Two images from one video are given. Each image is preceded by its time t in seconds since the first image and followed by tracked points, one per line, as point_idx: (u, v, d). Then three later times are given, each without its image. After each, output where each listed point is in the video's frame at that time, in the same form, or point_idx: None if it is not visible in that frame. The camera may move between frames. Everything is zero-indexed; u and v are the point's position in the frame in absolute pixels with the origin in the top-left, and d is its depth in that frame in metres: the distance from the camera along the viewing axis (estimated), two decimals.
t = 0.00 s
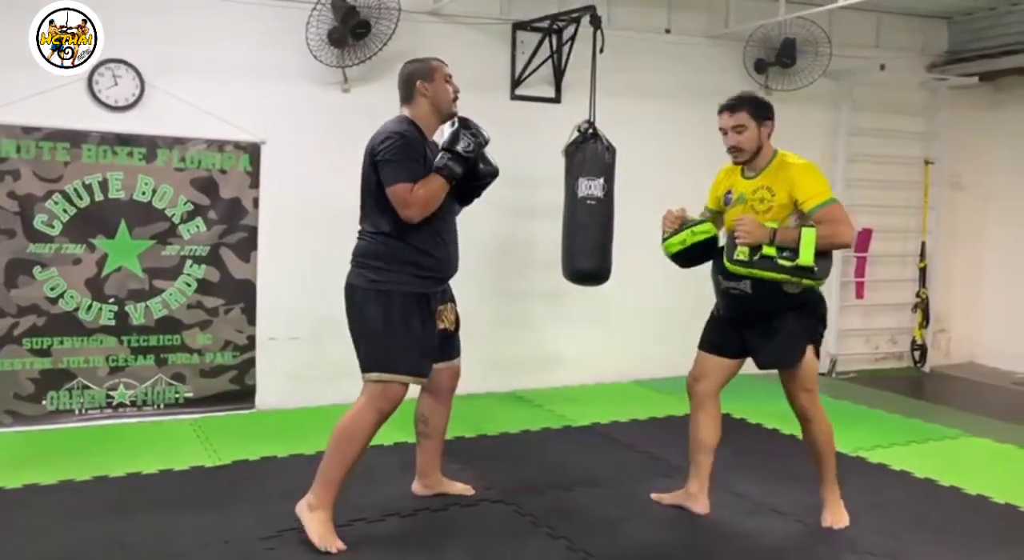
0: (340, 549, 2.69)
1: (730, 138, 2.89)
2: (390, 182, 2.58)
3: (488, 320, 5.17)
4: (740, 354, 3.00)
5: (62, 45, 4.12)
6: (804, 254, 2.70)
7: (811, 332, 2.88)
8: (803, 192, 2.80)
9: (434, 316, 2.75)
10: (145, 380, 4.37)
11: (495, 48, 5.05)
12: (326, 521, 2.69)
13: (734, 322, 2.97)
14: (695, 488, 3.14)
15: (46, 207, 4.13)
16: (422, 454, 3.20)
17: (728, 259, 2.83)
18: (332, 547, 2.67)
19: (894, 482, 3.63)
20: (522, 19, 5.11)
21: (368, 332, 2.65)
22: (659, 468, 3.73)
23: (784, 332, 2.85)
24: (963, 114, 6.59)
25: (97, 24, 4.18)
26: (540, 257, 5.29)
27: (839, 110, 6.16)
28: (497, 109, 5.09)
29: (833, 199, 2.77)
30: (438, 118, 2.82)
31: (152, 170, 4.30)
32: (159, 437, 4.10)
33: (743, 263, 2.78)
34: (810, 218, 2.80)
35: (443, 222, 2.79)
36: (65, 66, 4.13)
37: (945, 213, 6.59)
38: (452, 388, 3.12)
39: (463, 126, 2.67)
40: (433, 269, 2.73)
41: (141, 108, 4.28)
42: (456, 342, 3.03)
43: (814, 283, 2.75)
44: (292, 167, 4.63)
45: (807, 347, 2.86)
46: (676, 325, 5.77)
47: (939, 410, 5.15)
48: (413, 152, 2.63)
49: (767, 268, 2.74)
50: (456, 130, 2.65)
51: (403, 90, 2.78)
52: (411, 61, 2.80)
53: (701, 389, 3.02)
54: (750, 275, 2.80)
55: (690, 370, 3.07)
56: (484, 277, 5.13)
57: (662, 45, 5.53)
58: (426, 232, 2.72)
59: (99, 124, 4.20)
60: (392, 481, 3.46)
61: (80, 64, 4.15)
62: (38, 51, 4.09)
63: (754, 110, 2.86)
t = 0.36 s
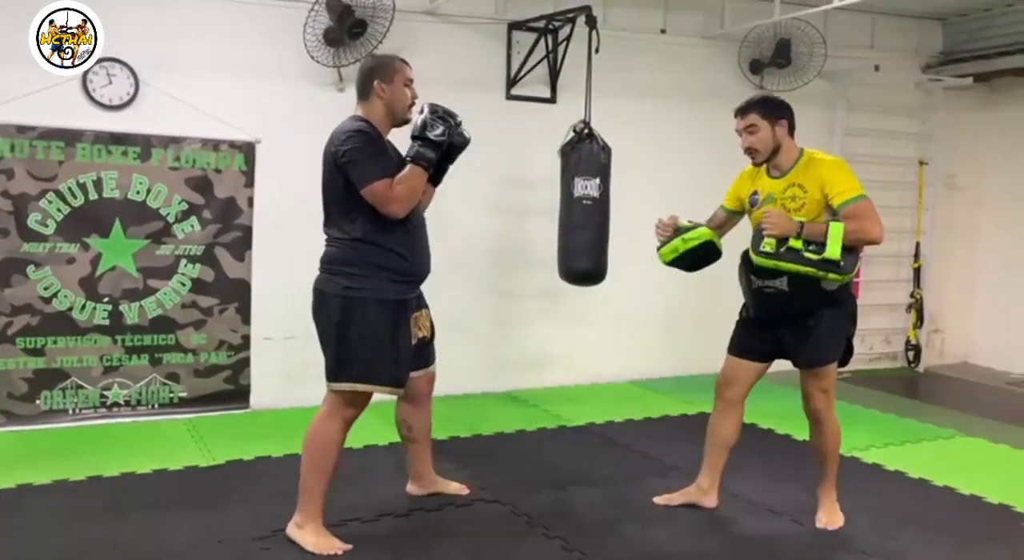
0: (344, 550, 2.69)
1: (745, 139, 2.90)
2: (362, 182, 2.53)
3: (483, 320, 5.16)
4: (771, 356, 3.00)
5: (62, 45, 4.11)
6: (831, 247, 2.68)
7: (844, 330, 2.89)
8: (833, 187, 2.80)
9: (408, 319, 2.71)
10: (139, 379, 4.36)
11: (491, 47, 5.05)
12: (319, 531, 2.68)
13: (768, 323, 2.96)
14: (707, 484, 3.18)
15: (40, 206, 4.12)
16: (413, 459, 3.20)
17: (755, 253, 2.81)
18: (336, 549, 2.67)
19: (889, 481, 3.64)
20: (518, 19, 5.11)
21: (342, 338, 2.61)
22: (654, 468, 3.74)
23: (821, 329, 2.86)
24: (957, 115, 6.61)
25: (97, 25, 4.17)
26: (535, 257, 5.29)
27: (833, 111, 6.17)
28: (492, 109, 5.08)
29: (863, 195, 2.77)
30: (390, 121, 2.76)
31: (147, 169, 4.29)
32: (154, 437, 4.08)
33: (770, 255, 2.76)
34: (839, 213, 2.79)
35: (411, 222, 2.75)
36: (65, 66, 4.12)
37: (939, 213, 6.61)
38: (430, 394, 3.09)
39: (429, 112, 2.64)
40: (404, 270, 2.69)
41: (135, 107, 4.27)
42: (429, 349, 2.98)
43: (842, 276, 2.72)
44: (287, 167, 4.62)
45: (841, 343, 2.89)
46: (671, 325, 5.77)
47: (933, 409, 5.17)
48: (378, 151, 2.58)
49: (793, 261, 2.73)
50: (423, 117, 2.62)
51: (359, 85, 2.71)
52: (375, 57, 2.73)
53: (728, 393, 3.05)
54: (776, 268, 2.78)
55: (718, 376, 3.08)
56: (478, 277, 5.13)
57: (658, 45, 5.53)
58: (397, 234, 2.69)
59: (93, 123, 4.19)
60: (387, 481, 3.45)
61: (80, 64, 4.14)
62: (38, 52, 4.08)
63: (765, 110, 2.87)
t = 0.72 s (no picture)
0: (336, 548, 2.68)
1: (734, 130, 2.91)
2: (332, 175, 2.48)
3: (476, 319, 5.16)
4: (757, 353, 3.00)
5: (62, 45, 4.10)
6: (829, 243, 2.69)
7: (830, 327, 2.89)
8: (824, 185, 2.82)
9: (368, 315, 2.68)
10: (131, 378, 4.35)
11: (485, 46, 5.05)
12: (309, 532, 2.67)
13: (755, 321, 2.95)
14: (697, 484, 3.17)
15: (32, 204, 4.10)
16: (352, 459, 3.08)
17: (753, 249, 2.78)
18: (329, 548, 2.66)
19: (880, 481, 3.65)
20: (512, 18, 5.10)
21: (303, 339, 2.55)
22: (646, 467, 3.74)
23: (809, 327, 2.86)
24: (950, 115, 6.63)
25: (97, 25, 4.16)
26: (529, 256, 5.29)
27: (826, 111, 6.18)
28: (486, 108, 5.08)
29: (853, 193, 2.79)
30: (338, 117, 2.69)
31: (140, 167, 4.28)
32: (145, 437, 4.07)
33: (768, 251, 2.74)
34: (831, 213, 2.81)
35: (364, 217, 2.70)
36: (63, 66, 4.11)
37: (931, 213, 6.62)
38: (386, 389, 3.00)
39: (394, 93, 2.62)
40: (361, 267, 2.64)
41: (127, 105, 4.25)
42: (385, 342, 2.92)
43: (837, 274, 2.74)
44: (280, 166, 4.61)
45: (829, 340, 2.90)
46: (664, 324, 5.78)
47: (925, 409, 5.18)
48: (341, 144, 2.52)
49: (792, 258, 2.73)
50: (388, 98, 2.61)
51: (319, 72, 2.64)
52: (341, 46, 2.64)
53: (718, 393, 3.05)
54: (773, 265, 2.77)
55: (707, 375, 3.08)
56: (471, 276, 5.12)
57: (651, 45, 5.53)
58: (351, 230, 2.63)
59: (85, 121, 4.17)
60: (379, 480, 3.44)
61: (80, 64, 4.14)
62: (38, 51, 4.08)
63: (756, 104, 2.88)
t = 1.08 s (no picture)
0: (328, 543, 2.69)
1: (728, 125, 2.91)
2: (316, 171, 2.48)
3: (470, 318, 5.16)
4: (746, 351, 3.01)
5: (62, 45, 4.11)
6: (824, 242, 2.71)
7: (819, 326, 2.90)
8: (815, 183, 2.82)
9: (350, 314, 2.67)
10: (125, 377, 4.34)
11: (480, 44, 5.05)
12: (302, 529, 2.67)
13: (744, 319, 2.96)
14: (691, 483, 3.18)
15: (25, 203, 4.09)
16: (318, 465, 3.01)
17: (748, 249, 2.77)
18: (322, 544, 2.67)
19: (874, 479, 3.66)
20: (507, 16, 5.10)
21: (281, 335, 2.55)
22: (640, 466, 3.74)
23: (797, 326, 2.86)
24: (945, 115, 6.64)
25: (97, 25, 4.16)
26: (524, 255, 5.29)
27: (821, 110, 6.19)
28: (482, 106, 5.08)
29: (846, 192, 2.80)
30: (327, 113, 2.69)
31: (134, 165, 4.27)
32: (139, 435, 4.07)
33: (764, 250, 2.74)
34: (823, 212, 2.82)
35: (349, 216, 2.69)
36: (63, 66, 4.11)
37: (925, 213, 6.64)
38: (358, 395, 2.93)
39: (379, 91, 2.60)
40: (343, 265, 2.63)
41: (121, 103, 4.24)
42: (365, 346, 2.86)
43: (831, 272, 2.75)
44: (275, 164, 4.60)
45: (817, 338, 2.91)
46: (659, 323, 5.78)
47: (918, 408, 5.19)
48: (325, 141, 2.52)
49: (787, 257, 2.73)
50: (373, 96, 2.59)
51: (308, 68, 2.63)
52: (332, 42, 2.63)
53: (709, 393, 3.05)
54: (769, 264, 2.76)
55: (697, 374, 3.08)
56: (466, 275, 5.12)
57: (647, 44, 5.54)
58: (331, 227, 2.62)
59: (79, 119, 4.16)
60: (373, 478, 3.44)
61: (80, 64, 4.14)
62: (38, 51, 4.08)
63: (752, 101, 2.89)
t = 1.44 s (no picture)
0: (325, 543, 2.68)
1: (721, 126, 2.93)
2: (329, 161, 2.49)
3: (467, 316, 5.16)
4: (741, 348, 3.01)
5: (62, 44, 4.10)
6: (823, 244, 2.72)
7: (814, 325, 2.91)
8: (811, 183, 2.83)
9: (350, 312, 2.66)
10: (121, 375, 4.33)
11: (476, 43, 5.04)
12: (298, 526, 2.67)
13: (739, 318, 2.97)
14: (688, 482, 3.19)
15: (21, 201, 4.08)
16: (316, 463, 3.00)
17: (747, 253, 2.76)
18: (318, 543, 2.66)
19: (870, 477, 3.67)
20: (504, 15, 5.10)
21: (278, 328, 2.56)
22: (637, 464, 3.75)
23: (792, 326, 2.87)
24: (941, 114, 6.65)
25: (96, 24, 4.15)
26: (521, 254, 5.29)
27: (818, 109, 6.20)
28: (479, 105, 5.08)
29: (841, 190, 2.81)
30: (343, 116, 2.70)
31: (130, 163, 4.26)
32: (136, 433, 4.07)
33: (764, 253, 2.74)
34: (819, 211, 2.83)
35: (359, 214, 2.69)
36: (63, 65, 4.11)
37: (921, 212, 6.65)
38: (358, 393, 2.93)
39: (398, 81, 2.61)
40: (346, 262, 2.62)
41: (118, 101, 4.23)
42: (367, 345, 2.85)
43: (830, 273, 2.76)
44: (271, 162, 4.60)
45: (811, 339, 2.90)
46: (655, 322, 5.79)
47: (914, 406, 5.21)
48: (339, 132, 2.53)
49: (787, 259, 2.73)
50: (390, 85, 2.59)
51: (328, 70, 2.65)
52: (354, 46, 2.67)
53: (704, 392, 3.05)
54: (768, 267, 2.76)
55: (693, 372, 3.08)
56: (463, 274, 5.13)
57: (644, 42, 5.54)
58: (340, 222, 2.61)
59: (75, 117, 4.15)
60: (371, 477, 3.44)
61: (79, 64, 4.13)
62: (37, 51, 4.07)
63: (743, 100, 2.90)
